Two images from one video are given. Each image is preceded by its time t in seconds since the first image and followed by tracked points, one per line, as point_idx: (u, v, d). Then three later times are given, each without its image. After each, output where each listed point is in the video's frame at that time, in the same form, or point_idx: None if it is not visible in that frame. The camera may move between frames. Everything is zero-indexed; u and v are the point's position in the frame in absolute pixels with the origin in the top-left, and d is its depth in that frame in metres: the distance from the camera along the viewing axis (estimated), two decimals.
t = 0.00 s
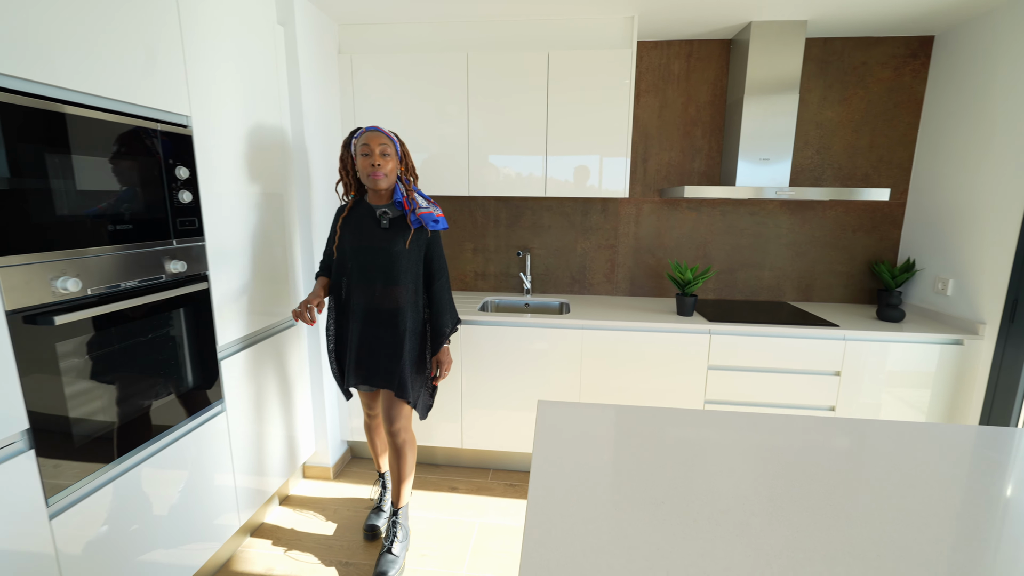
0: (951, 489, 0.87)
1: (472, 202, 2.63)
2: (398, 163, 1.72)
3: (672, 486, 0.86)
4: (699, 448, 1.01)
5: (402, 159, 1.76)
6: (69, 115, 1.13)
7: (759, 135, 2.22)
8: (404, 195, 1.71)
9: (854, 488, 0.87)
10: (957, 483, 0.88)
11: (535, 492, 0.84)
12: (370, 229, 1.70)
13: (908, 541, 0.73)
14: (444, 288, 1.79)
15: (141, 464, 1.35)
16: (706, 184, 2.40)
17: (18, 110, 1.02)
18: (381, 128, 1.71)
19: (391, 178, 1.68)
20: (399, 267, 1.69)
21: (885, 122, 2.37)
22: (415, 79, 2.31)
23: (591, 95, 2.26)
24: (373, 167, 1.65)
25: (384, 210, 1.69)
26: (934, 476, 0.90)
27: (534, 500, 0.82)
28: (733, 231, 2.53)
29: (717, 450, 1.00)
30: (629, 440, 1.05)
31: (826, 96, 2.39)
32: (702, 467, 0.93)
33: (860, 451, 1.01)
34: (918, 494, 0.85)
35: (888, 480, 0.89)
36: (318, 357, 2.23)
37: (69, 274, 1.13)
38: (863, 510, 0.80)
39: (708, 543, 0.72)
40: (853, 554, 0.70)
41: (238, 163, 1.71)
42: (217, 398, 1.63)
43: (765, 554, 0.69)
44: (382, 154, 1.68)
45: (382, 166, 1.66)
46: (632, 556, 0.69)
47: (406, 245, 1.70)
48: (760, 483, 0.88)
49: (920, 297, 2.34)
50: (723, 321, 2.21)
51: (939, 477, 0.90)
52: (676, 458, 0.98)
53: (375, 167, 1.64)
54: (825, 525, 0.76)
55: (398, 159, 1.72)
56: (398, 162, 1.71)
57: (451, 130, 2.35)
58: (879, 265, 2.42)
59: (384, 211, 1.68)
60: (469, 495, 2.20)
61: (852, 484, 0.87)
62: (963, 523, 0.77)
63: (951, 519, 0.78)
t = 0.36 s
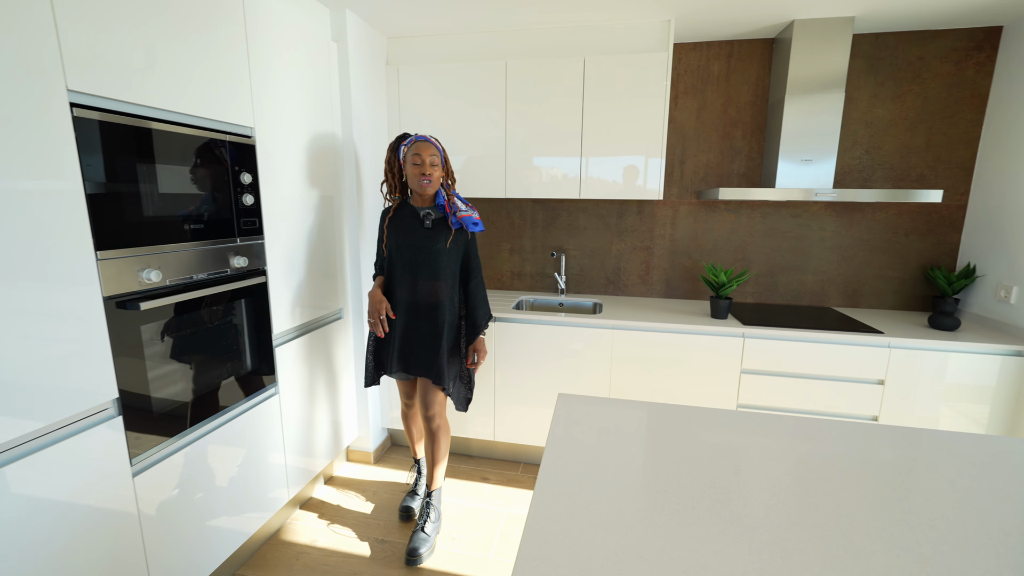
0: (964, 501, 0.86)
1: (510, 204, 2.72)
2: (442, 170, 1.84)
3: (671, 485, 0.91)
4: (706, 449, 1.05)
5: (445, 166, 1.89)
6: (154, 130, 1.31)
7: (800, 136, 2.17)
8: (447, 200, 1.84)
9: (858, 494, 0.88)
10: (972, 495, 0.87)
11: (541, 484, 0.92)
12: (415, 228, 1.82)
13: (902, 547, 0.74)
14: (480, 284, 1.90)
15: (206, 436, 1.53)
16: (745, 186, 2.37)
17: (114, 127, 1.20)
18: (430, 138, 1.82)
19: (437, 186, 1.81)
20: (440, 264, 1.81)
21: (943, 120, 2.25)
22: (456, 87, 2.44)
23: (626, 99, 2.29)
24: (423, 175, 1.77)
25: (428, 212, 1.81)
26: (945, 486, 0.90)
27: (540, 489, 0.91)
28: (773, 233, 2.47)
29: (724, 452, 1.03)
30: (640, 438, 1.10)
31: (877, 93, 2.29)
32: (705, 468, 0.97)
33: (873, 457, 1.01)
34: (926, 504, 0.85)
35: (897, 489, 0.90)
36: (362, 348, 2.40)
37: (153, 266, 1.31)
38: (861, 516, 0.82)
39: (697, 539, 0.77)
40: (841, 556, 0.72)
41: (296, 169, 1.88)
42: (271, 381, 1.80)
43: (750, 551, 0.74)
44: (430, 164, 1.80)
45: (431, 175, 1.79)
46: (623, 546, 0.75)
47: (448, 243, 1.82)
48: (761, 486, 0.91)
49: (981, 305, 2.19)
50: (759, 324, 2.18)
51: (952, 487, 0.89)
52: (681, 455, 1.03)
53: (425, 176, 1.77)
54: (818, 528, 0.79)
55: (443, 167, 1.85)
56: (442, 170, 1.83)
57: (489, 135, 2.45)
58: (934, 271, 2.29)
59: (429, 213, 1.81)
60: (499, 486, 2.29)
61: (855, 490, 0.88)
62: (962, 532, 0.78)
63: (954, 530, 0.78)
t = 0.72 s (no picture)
0: (979, 517, 0.83)
1: (537, 206, 2.75)
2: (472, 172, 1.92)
3: (671, 487, 0.92)
4: (712, 452, 1.05)
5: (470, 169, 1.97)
6: (202, 138, 1.43)
7: (838, 135, 2.08)
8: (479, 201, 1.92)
9: (865, 505, 0.86)
10: (990, 512, 0.84)
11: (543, 478, 0.95)
12: (443, 225, 1.88)
13: (902, 560, 0.73)
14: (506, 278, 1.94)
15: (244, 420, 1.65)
16: (778, 187, 2.30)
17: (168, 136, 1.32)
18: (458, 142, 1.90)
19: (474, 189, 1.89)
20: (467, 259, 1.87)
21: (999, 116, 2.11)
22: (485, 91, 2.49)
23: (655, 99, 2.27)
24: (464, 179, 1.84)
25: (457, 211, 1.87)
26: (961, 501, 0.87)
27: (541, 483, 0.94)
28: (809, 236, 2.39)
29: (732, 457, 1.03)
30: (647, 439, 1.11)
31: (925, 89, 2.17)
32: (708, 473, 0.97)
33: (888, 468, 0.98)
34: (936, 518, 0.82)
35: (907, 501, 0.87)
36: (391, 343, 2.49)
37: (198, 262, 1.42)
38: (862, 526, 0.80)
39: (688, 540, 0.78)
40: (833, 565, 0.72)
41: (331, 171, 1.98)
42: (304, 372, 1.91)
43: (740, 553, 0.74)
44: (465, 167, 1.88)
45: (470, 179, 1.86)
46: (615, 543, 0.77)
47: (475, 239, 1.88)
48: (763, 492, 0.91)
49: None
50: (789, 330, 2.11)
51: (969, 503, 0.86)
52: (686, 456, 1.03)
53: (466, 181, 1.84)
54: (815, 536, 0.78)
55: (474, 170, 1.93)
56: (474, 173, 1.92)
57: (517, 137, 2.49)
58: (986, 277, 2.15)
59: (464, 215, 1.88)
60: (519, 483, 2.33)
61: (862, 500, 0.86)
62: (973, 548, 0.75)
63: (963, 547, 0.75)
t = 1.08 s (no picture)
0: (976, 534, 0.79)
1: (552, 207, 2.75)
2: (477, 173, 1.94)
3: (654, 489, 0.92)
4: (703, 457, 1.03)
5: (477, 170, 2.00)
6: (222, 143, 1.50)
7: (861, 134, 2.01)
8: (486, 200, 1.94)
9: (853, 516, 0.84)
10: (989, 529, 0.80)
11: (530, 476, 0.96)
12: (455, 226, 1.91)
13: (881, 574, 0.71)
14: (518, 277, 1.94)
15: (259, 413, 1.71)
16: (799, 188, 2.23)
17: (187, 142, 1.40)
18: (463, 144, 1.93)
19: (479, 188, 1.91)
20: (478, 258, 1.88)
21: None
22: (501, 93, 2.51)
23: (670, 99, 2.24)
24: (468, 179, 1.87)
25: (465, 211, 1.91)
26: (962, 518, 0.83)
27: (528, 480, 0.95)
28: (832, 238, 2.31)
29: (723, 462, 1.02)
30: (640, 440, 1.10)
31: (960, 85, 2.07)
32: (695, 478, 0.96)
33: (887, 479, 0.95)
34: (929, 533, 0.79)
35: (902, 515, 0.84)
36: (405, 341, 2.54)
37: (215, 261, 1.50)
38: (845, 538, 0.78)
39: (662, 543, 0.78)
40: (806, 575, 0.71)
41: (347, 174, 2.04)
42: (318, 367, 1.97)
43: (714, 560, 0.74)
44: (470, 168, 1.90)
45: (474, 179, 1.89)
46: (588, 541, 0.78)
47: (486, 238, 1.90)
48: (747, 497, 0.89)
49: None
50: (807, 335, 2.05)
51: (969, 520, 0.82)
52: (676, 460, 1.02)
53: (470, 180, 1.86)
54: (794, 545, 0.77)
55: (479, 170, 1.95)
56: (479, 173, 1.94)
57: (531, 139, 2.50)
58: None
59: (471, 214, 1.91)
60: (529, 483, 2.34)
61: (850, 511, 0.84)
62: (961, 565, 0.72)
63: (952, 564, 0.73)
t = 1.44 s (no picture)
0: (964, 536, 0.77)
1: (563, 206, 2.77)
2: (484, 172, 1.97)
3: (637, 481, 0.93)
4: (690, 452, 1.03)
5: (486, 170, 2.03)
6: (239, 145, 1.58)
7: (878, 131, 1.95)
8: (492, 199, 1.97)
9: (837, 515, 0.82)
10: (979, 533, 0.78)
11: (518, 465, 0.99)
12: (462, 225, 1.95)
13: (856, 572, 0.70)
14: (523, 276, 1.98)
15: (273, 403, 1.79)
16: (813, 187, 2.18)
17: (204, 144, 1.47)
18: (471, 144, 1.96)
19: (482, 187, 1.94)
20: (483, 256, 1.92)
21: None
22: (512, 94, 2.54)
23: (681, 98, 2.23)
24: (471, 179, 1.90)
25: (472, 211, 1.95)
26: (947, 518, 0.82)
27: (514, 469, 0.97)
28: (849, 238, 2.25)
29: (709, 457, 1.01)
30: (630, 435, 1.11)
31: (986, 79, 1.99)
32: (679, 472, 0.96)
33: (876, 478, 0.94)
34: (913, 533, 0.78)
35: (888, 516, 0.82)
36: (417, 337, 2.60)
37: (230, 257, 1.57)
38: (824, 535, 0.77)
39: (636, 532, 0.78)
40: (777, 570, 0.70)
41: (359, 174, 2.10)
42: (330, 361, 2.04)
43: (686, 551, 0.74)
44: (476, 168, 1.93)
45: (477, 178, 1.92)
46: (563, 528, 0.79)
47: (492, 237, 1.93)
48: (729, 493, 0.89)
49: None
50: (819, 337, 2.00)
51: (955, 520, 0.81)
52: (664, 454, 1.03)
53: (472, 179, 1.89)
54: (770, 541, 0.76)
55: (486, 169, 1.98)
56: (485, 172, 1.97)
57: (542, 139, 2.53)
58: None
59: (475, 213, 1.94)
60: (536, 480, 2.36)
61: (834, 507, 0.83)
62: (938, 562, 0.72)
63: (933, 566, 0.71)
